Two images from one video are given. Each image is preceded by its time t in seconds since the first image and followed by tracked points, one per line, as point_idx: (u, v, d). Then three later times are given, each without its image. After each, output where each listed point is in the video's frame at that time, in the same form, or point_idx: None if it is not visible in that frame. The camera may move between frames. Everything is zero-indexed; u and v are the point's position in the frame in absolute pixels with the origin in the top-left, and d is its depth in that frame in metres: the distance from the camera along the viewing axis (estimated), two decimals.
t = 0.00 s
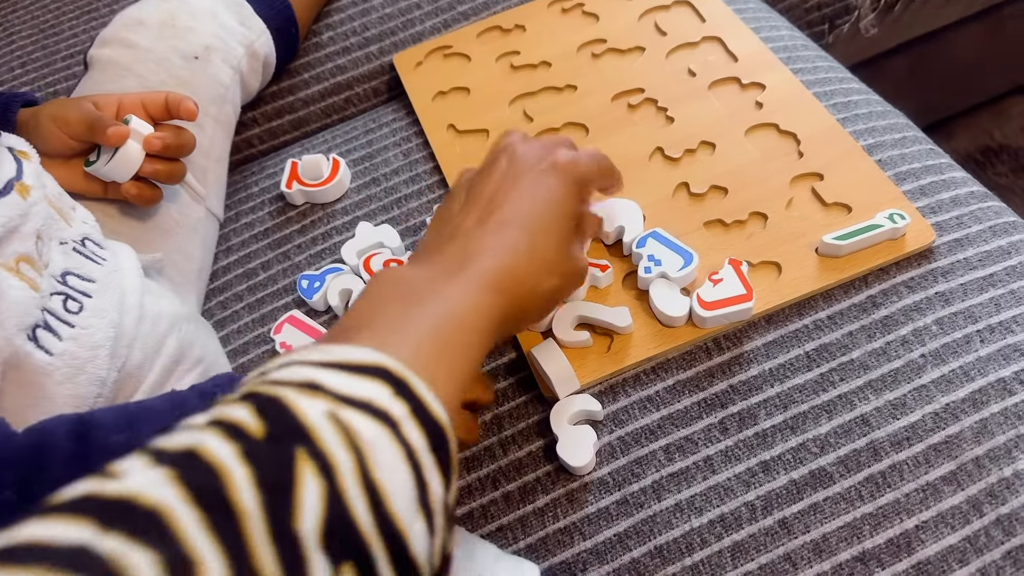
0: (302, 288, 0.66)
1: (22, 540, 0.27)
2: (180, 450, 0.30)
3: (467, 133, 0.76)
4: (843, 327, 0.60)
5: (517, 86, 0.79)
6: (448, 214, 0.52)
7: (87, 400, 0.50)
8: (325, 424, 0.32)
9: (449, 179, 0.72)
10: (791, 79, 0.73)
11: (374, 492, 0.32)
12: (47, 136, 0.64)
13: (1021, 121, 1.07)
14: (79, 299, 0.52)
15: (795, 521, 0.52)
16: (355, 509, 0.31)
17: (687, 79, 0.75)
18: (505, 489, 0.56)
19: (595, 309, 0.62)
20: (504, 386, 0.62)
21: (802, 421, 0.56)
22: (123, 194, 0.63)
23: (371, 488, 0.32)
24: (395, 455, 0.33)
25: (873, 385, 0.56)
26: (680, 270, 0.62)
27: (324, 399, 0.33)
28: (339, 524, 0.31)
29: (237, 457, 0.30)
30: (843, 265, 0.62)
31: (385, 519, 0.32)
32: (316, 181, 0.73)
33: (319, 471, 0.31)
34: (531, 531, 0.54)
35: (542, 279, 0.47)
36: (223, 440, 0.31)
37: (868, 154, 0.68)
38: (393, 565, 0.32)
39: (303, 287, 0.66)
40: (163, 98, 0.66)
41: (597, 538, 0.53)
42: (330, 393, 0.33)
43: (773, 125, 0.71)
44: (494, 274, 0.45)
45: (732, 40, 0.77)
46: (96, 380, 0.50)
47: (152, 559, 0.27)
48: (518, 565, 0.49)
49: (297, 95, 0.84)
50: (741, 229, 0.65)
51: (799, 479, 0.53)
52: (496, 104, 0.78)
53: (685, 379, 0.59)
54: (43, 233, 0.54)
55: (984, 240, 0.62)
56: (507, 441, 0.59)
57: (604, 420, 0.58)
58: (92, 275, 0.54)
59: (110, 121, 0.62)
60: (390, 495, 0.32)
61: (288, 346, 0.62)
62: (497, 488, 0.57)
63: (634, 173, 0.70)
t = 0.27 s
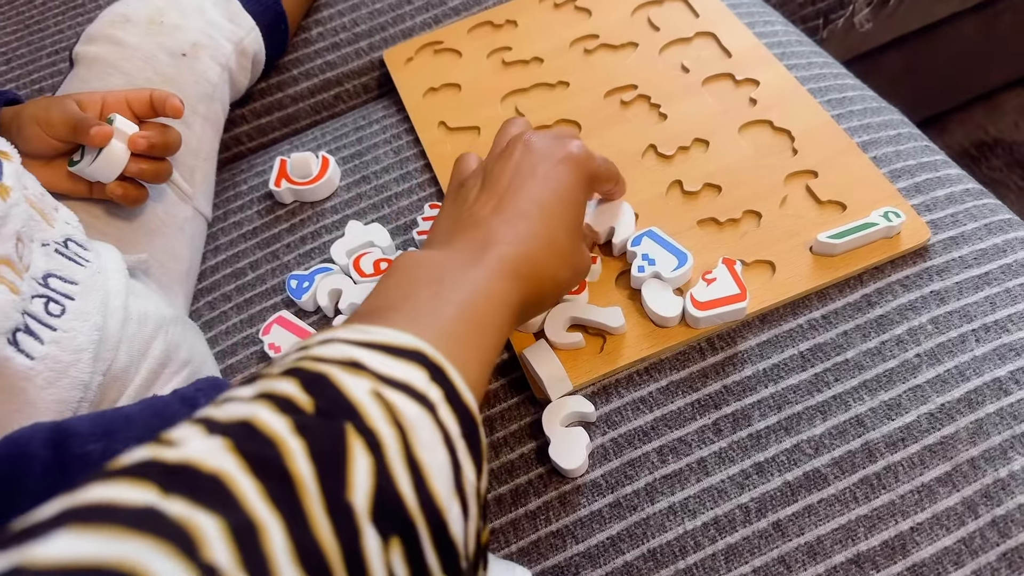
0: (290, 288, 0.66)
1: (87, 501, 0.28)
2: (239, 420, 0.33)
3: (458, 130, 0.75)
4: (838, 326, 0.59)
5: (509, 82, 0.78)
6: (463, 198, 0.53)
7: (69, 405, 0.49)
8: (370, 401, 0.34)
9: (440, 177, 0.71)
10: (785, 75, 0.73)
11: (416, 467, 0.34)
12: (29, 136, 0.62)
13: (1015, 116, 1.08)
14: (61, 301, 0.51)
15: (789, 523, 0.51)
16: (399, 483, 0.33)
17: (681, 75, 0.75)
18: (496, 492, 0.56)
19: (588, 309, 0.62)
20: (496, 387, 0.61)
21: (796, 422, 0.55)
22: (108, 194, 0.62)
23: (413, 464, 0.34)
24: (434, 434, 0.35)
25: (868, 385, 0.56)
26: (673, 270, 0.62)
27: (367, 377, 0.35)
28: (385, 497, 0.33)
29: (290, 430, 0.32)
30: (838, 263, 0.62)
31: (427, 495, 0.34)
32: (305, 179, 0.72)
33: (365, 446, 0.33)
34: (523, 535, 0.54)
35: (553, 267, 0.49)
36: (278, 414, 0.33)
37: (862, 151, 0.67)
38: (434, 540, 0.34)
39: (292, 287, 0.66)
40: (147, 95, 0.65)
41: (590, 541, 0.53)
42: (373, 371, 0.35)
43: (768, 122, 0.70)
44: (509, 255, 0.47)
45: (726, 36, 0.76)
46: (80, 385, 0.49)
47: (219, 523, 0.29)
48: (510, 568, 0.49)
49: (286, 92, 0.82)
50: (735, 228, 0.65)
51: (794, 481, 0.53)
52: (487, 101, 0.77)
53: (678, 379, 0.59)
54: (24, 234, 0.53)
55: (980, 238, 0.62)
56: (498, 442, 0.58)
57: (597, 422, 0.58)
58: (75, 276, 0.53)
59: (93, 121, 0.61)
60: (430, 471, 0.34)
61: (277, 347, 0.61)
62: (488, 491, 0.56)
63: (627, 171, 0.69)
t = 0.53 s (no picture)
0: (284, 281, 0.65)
1: (88, 482, 0.27)
2: (237, 408, 0.32)
3: (454, 121, 0.74)
4: (839, 319, 0.58)
5: (505, 73, 0.77)
6: (457, 187, 0.52)
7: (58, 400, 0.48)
8: (369, 394, 0.33)
9: (436, 169, 0.70)
10: (785, 66, 0.72)
11: (412, 462, 0.33)
12: (19, 125, 0.61)
13: (1012, 108, 1.08)
14: (52, 294, 0.50)
15: (789, 517, 0.51)
16: (395, 477, 0.33)
17: (680, 65, 0.74)
18: (493, 488, 0.55)
19: (586, 302, 0.61)
20: (493, 381, 0.60)
21: (797, 416, 0.55)
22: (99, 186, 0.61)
23: (410, 457, 0.33)
24: (430, 429, 0.34)
25: (869, 379, 0.55)
26: (673, 262, 0.61)
27: (366, 371, 0.34)
28: (382, 493, 0.32)
29: (293, 419, 0.32)
30: (839, 256, 0.61)
31: (423, 491, 0.33)
32: (298, 170, 0.71)
33: (364, 437, 0.33)
34: (521, 530, 0.53)
35: (547, 260, 0.49)
36: (278, 403, 0.32)
37: (863, 142, 0.66)
38: (430, 538, 0.33)
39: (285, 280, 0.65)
40: (139, 86, 0.63)
41: (588, 537, 0.52)
42: (371, 366, 0.34)
43: (767, 113, 0.69)
44: (503, 252, 0.47)
45: (725, 26, 0.76)
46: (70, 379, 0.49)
47: (222, 511, 0.28)
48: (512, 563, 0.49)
49: (279, 82, 0.81)
50: (735, 219, 0.64)
51: (794, 475, 0.52)
52: (483, 91, 0.76)
53: (678, 373, 0.58)
54: (14, 225, 0.51)
55: (980, 231, 0.61)
56: (495, 437, 0.58)
57: (596, 416, 0.57)
58: (66, 269, 0.52)
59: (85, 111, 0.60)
60: (426, 467, 0.34)
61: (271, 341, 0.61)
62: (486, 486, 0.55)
63: (625, 162, 0.68)
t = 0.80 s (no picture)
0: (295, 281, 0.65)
1: None
2: None
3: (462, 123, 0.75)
4: (842, 321, 0.59)
5: (512, 76, 0.78)
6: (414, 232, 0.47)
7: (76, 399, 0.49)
8: (249, 547, 0.29)
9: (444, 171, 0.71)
10: (789, 70, 0.73)
11: None
12: (37, 129, 0.62)
13: (1010, 112, 1.09)
14: (71, 296, 0.52)
15: (793, 516, 0.52)
16: None
17: (685, 69, 0.75)
18: (502, 485, 0.56)
19: (592, 303, 0.62)
20: (501, 381, 0.61)
21: (801, 416, 0.56)
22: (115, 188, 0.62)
23: None
24: (337, 551, 0.29)
25: (872, 380, 0.56)
26: (680, 264, 0.62)
27: (244, 517, 0.30)
28: None
29: None
30: (843, 258, 0.62)
31: None
32: (308, 172, 0.72)
33: None
34: (529, 527, 0.54)
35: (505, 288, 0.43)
36: None
37: (865, 147, 0.67)
38: None
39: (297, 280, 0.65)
40: (154, 89, 0.64)
41: (596, 534, 0.53)
42: (252, 506, 0.30)
43: (772, 118, 0.70)
44: (466, 302, 0.42)
45: (729, 30, 0.77)
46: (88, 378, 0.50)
47: None
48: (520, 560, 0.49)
49: (288, 83, 0.82)
50: (739, 222, 0.65)
51: (799, 475, 0.53)
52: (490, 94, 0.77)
53: (683, 373, 0.59)
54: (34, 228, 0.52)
55: (981, 234, 0.62)
56: (504, 435, 0.58)
57: (603, 415, 0.58)
58: (84, 270, 0.53)
59: (103, 116, 0.61)
60: None
61: (282, 340, 0.61)
62: (495, 484, 0.56)
63: (632, 166, 0.69)
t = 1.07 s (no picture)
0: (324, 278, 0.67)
1: None
2: None
3: (485, 126, 0.77)
4: (860, 321, 0.61)
5: (534, 80, 0.79)
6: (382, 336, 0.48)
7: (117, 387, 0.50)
8: None
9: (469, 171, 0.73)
10: (807, 77, 0.74)
11: None
12: (74, 127, 0.64)
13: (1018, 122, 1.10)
14: (108, 285, 0.53)
15: (813, 510, 0.53)
16: None
17: (704, 75, 0.76)
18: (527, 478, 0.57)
19: (615, 301, 0.63)
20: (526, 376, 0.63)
21: (820, 413, 0.57)
22: (150, 184, 0.64)
23: None
24: None
25: (889, 378, 0.58)
26: (701, 264, 0.63)
27: None
28: None
29: None
30: (862, 260, 0.63)
31: None
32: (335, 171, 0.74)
33: None
34: (554, 519, 0.55)
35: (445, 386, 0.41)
36: None
37: (882, 152, 0.69)
38: None
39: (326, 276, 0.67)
40: (188, 88, 0.66)
41: (619, 526, 0.54)
42: None
43: (790, 123, 0.72)
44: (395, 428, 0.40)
45: (747, 38, 0.78)
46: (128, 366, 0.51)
47: None
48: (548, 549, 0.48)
49: (314, 85, 0.84)
50: (759, 224, 0.66)
51: (818, 470, 0.55)
52: (512, 97, 0.78)
53: (704, 370, 0.60)
54: (71, 220, 0.54)
55: (996, 238, 0.63)
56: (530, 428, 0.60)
57: (626, 411, 0.59)
58: (120, 261, 0.55)
59: (139, 113, 0.62)
60: None
61: (312, 335, 0.63)
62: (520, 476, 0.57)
63: (653, 168, 0.71)
